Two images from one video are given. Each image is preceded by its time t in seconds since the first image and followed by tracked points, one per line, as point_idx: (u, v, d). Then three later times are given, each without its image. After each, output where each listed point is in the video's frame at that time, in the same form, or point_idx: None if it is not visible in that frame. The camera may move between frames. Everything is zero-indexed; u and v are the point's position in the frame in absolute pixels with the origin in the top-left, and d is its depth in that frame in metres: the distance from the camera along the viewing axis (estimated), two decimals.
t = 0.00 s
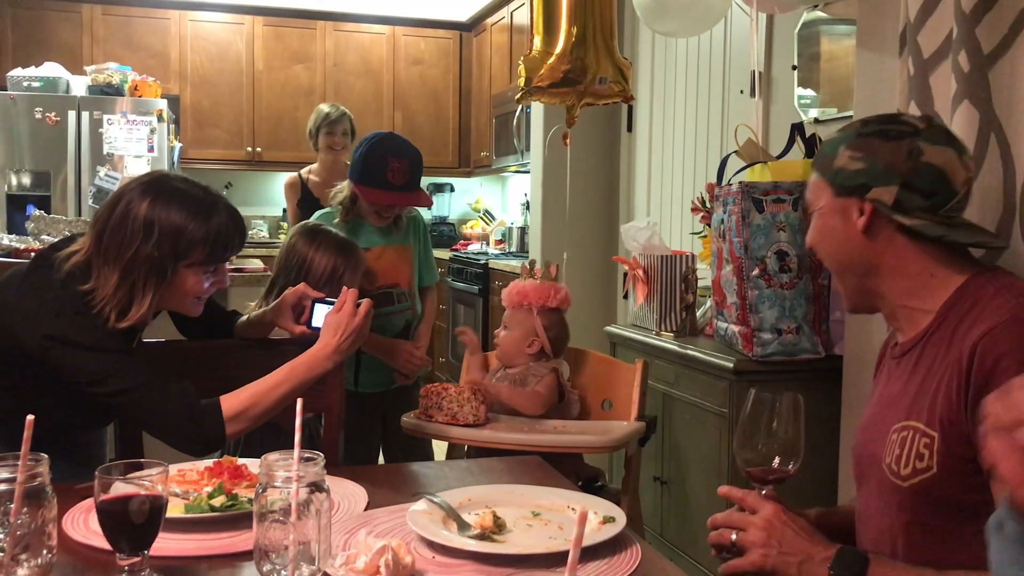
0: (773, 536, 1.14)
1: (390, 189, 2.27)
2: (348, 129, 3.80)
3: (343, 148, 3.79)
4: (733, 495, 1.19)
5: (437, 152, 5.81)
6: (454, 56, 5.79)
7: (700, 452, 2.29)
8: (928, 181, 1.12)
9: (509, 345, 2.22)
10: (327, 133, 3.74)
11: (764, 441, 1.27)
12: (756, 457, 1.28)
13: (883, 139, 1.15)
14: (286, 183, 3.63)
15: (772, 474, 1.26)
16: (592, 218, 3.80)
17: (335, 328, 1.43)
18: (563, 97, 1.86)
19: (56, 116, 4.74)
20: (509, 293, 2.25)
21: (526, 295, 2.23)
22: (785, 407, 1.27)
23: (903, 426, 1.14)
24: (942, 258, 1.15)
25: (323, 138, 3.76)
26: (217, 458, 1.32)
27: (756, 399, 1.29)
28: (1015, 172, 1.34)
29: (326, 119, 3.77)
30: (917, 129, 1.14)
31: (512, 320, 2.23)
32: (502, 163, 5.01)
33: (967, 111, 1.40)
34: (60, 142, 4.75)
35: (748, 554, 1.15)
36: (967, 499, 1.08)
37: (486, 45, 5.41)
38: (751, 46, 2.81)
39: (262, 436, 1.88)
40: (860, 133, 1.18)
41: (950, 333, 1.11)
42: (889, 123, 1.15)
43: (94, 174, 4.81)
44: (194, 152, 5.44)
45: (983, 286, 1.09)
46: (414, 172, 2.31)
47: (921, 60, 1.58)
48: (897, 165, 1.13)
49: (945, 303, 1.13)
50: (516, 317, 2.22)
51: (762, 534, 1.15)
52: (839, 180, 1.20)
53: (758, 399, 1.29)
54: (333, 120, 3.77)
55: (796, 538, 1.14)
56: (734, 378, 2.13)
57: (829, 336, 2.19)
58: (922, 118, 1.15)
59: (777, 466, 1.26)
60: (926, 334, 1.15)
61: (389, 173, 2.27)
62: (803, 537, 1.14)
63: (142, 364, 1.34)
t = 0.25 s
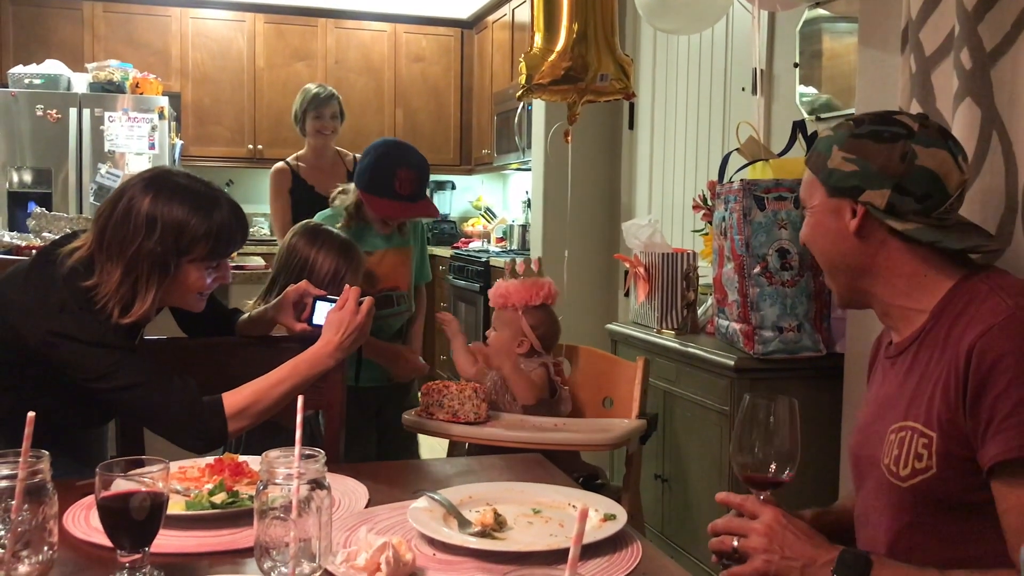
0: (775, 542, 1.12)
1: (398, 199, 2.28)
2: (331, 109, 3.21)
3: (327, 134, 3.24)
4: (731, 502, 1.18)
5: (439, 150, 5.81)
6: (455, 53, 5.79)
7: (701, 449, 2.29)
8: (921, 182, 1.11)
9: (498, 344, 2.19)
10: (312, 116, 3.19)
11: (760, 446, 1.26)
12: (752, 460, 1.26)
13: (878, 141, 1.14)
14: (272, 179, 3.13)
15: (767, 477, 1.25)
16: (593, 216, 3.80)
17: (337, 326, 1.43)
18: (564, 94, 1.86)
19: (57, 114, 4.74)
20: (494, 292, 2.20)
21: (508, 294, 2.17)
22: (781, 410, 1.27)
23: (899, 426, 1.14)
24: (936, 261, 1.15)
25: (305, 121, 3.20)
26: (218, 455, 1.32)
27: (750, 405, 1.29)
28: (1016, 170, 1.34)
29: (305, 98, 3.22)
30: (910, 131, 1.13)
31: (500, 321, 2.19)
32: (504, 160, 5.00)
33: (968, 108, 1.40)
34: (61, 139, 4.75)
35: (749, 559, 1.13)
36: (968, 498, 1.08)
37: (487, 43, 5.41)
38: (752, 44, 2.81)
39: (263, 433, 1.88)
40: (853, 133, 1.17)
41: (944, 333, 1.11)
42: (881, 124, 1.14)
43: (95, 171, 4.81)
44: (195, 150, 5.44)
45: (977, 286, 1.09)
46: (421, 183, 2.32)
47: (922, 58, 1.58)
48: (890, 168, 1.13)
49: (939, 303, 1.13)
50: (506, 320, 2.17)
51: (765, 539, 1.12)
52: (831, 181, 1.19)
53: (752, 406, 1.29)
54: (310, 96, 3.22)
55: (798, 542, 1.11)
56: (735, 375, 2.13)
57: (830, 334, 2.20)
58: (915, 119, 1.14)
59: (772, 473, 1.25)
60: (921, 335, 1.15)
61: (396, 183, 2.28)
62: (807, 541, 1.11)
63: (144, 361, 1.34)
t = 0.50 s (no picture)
0: (784, 544, 1.11)
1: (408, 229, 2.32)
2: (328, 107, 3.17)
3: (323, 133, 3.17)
4: (739, 505, 1.16)
5: (440, 148, 5.81)
6: (456, 52, 5.79)
7: (702, 449, 2.29)
8: (942, 178, 1.11)
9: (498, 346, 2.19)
10: (308, 115, 3.14)
11: (768, 448, 1.26)
12: (759, 461, 1.26)
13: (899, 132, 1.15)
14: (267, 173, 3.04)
15: (775, 481, 1.26)
16: (595, 215, 3.80)
17: (339, 324, 1.43)
18: (564, 92, 1.86)
19: (58, 112, 4.75)
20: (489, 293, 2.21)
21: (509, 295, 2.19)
22: (789, 413, 1.27)
23: (910, 427, 1.14)
24: (951, 254, 1.14)
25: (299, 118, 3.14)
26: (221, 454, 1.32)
27: (756, 408, 1.29)
28: (1018, 169, 1.34)
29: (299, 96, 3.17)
30: (931, 126, 1.14)
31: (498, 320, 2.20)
32: (505, 159, 5.00)
33: (971, 107, 1.40)
34: (62, 138, 4.75)
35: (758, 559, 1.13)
36: (976, 501, 1.08)
37: (488, 42, 5.41)
38: (754, 43, 2.81)
39: (264, 432, 1.88)
40: (874, 126, 1.17)
41: (958, 333, 1.10)
42: (904, 118, 1.15)
43: (96, 170, 4.81)
44: (196, 148, 5.44)
45: (992, 286, 1.08)
46: (432, 213, 2.36)
47: (924, 57, 1.58)
48: (911, 161, 1.13)
49: (954, 302, 1.12)
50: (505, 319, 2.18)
51: (773, 541, 1.12)
52: (851, 173, 1.19)
53: (758, 410, 1.28)
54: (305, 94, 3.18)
55: (807, 542, 1.11)
56: (736, 374, 2.13)
57: (831, 333, 2.19)
58: (938, 114, 1.15)
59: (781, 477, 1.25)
60: (934, 334, 1.14)
61: (407, 214, 2.31)
62: (815, 544, 1.11)
63: (145, 359, 1.34)
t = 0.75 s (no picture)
0: (802, 539, 1.12)
1: (395, 229, 2.29)
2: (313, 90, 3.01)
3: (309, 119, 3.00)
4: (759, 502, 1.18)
5: (441, 148, 5.82)
6: (457, 52, 5.79)
7: (702, 449, 2.30)
8: (971, 179, 1.11)
9: (483, 349, 2.09)
10: (294, 101, 2.99)
11: (782, 447, 1.26)
12: (775, 461, 1.26)
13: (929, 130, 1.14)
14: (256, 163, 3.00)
15: (791, 480, 1.25)
16: (596, 215, 3.80)
17: (342, 322, 1.44)
18: (565, 93, 1.86)
19: (60, 113, 4.75)
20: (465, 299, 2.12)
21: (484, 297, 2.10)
22: (802, 415, 1.27)
23: (928, 429, 1.13)
24: (978, 257, 1.15)
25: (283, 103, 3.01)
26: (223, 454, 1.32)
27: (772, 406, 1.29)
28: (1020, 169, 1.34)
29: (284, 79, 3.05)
30: (962, 125, 1.13)
31: (478, 323, 2.10)
32: (505, 159, 5.01)
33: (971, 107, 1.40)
34: (64, 138, 4.76)
35: (777, 556, 1.14)
36: (995, 505, 1.08)
37: (489, 42, 5.41)
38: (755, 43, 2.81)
39: (265, 433, 1.88)
40: (903, 125, 1.17)
41: (982, 337, 1.10)
42: (934, 117, 1.14)
43: (98, 170, 4.81)
44: (197, 148, 5.44)
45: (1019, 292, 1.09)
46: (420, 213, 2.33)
47: (925, 57, 1.58)
48: (941, 162, 1.13)
49: (979, 306, 1.12)
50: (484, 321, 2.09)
51: (790, 538, 1.12)
52: (878, 171, 1.19)
53: (775, 405, 1.28)
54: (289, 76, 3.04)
55: (828, 540, 1.11)
56: (737, 375, 2.13)
57: (831, 334, 2.19)
58: (968, 114, 1.13)
59: (795, 474, 1.25)
60: (955, 337, 1.13)
61: (394, 214, 2.29)
62: (832, 539, 1.11)
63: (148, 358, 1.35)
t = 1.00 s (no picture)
0: (816, 544, 1.11)
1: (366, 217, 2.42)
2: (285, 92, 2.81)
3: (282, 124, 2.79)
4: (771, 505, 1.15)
5: (442, 149, 5.82)
6: (458, 53, 5.80)
7: (703, 449, 2.30)
8: (991, 180, 1.10)
9: (471, 352, 2.15)
10: (261, 104, 2.79)
11: (782, 444, 1.26)
12: (776, 459, 1.27)
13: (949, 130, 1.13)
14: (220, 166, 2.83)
15: (791, 479, 1.25)
16: (597, 215, 3.80)
17: (343, 324, 1.44)
18: (568, 93, 1.86)
19: (61, 113, 4.76)
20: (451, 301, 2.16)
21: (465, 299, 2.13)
22: (803, 410, 1.26)
23: (936, 428, 1.13)
24: (993, 261, 1.14)
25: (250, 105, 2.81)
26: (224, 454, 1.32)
27: (772, 401, 1.28)
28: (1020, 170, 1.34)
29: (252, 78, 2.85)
30: (984, 126, 1.13)
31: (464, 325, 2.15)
32: (507, 159, 5.01)
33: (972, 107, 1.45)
34: (65, 139, 4.76)
35: (790, 556, 1.13)
36: (1004, 508, 1.08)
37: (490, 42, 5.41)
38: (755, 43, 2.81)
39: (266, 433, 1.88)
40: (924, 122, 1.16)
41: (997, 339, 1.10)
42: (956, 116, 1.14)
43: (99, 171, 4.81)
44: (199, 149, 5.44)
45: None
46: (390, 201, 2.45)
47: (925, 58, 1.59)
48: (962, 161, 1.12)
49: (993, 308, 1.12)
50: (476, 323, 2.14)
51: (804, 542, 1.11)
52: (897, 168, 1.18)
53: (773, 401, 1.28)
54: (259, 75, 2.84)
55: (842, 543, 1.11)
56: (738, 376, 2.13)
57: (833, 334, 2.20)
58: (990, 114, 1.13)
59: (796, 470, 1.25)
60: (968, 338, 1.14)
61: (364, 202, 2.40)
62: (847, 541, 1.11)
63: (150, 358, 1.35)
